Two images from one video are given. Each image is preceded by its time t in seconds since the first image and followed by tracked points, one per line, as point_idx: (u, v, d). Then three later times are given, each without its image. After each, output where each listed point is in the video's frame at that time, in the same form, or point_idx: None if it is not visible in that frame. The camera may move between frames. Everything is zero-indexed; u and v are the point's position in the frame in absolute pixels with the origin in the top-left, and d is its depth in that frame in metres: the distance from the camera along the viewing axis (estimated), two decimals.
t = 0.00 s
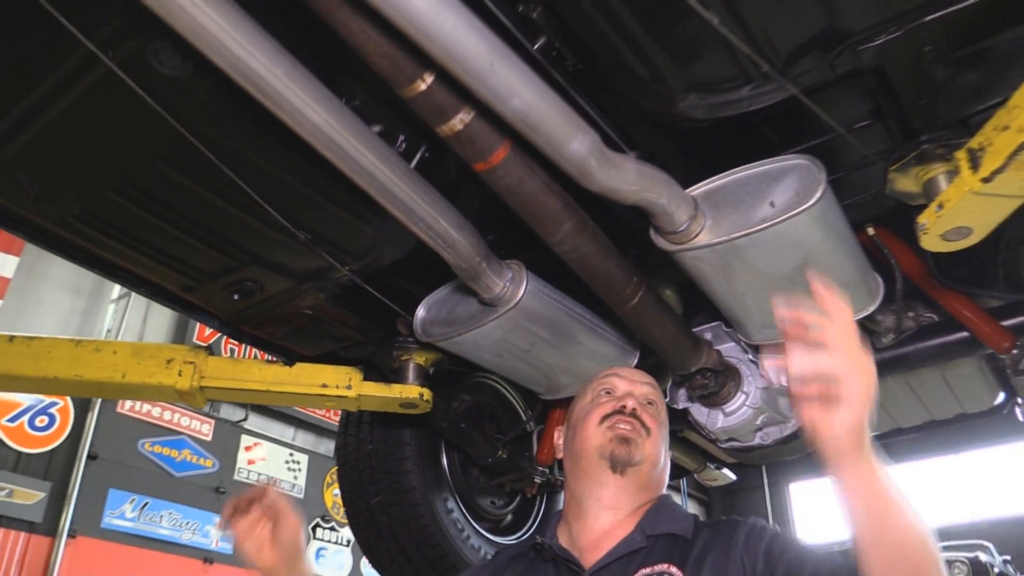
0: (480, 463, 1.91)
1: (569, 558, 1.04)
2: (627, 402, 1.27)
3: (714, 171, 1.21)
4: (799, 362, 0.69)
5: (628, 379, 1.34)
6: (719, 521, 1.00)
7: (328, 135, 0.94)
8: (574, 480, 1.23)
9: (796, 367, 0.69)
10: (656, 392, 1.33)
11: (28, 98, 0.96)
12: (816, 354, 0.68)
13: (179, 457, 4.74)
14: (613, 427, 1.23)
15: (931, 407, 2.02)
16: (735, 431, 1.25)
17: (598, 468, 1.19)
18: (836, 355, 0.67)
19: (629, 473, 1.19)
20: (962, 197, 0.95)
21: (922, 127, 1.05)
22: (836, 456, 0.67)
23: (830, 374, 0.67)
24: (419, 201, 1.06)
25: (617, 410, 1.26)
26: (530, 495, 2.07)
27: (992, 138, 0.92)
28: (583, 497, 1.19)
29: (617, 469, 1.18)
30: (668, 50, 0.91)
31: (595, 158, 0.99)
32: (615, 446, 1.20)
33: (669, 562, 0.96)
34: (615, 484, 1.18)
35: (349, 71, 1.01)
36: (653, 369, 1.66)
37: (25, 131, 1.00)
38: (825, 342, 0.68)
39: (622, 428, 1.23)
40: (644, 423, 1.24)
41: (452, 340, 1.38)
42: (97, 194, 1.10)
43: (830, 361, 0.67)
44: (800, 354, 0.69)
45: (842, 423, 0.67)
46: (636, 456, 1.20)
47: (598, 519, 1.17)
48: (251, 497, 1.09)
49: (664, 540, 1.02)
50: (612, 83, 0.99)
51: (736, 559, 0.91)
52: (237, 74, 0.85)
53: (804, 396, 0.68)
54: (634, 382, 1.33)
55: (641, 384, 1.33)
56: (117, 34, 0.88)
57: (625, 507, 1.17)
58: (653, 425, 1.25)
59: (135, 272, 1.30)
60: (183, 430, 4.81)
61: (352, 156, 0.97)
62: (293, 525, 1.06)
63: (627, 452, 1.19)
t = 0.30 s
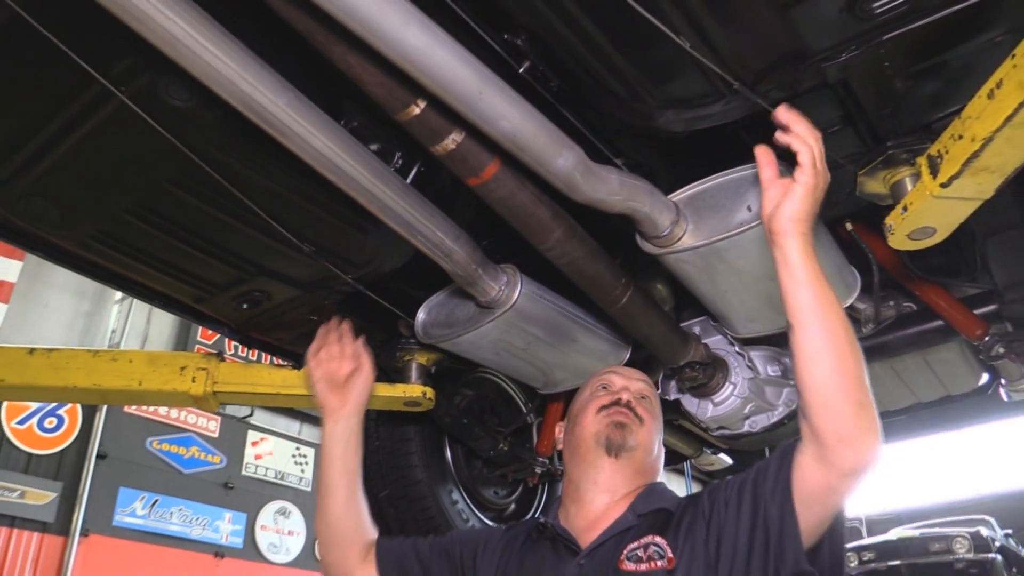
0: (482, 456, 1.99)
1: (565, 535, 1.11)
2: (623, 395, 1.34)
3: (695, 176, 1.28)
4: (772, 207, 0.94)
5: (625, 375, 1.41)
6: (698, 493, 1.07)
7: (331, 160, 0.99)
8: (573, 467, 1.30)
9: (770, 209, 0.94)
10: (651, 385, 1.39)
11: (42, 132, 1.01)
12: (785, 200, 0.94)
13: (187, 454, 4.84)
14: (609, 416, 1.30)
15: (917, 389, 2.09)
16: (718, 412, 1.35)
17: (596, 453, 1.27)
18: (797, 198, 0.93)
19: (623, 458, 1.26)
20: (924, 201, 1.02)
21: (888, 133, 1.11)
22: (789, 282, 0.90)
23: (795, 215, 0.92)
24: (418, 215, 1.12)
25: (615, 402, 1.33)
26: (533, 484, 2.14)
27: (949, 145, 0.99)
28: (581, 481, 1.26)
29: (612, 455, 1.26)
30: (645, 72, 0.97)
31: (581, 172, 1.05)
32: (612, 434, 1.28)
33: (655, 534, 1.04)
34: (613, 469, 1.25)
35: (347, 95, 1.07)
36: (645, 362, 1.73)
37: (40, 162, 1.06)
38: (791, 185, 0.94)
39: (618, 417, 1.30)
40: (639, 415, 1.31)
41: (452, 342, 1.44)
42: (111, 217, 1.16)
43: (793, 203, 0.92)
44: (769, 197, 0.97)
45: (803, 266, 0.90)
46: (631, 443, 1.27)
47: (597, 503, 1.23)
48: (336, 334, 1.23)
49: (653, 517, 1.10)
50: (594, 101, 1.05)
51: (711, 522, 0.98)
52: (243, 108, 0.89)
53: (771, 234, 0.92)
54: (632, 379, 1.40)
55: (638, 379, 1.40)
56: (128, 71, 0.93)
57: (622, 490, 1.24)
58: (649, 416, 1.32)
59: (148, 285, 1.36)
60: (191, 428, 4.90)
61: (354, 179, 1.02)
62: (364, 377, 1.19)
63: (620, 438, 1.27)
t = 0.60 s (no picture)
0: (496, 467, 2.02)
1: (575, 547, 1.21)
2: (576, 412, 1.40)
3: (703, 197, 1.31)
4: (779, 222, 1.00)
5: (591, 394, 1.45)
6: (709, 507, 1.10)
7: (352, 189, 1.02)
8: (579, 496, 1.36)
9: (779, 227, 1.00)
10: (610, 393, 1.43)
11: (70, 166, 1.03)
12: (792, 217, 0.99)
13: (202, 463, 4.89)
14: (566, 439, 1.37)
15: (927, 400, 2.11)
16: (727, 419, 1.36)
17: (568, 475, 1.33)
18: (804, 215, 0.98)
19: (587, 468, 1.31)
20: (927, 223, 1.05)
21: (891, 156, 1.14)
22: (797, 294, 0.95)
23: (802, 231, 0.98)
24: (436, 239, 1.16)
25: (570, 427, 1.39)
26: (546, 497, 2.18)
27: (950, 170, 1.01)
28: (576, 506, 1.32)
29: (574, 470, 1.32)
30: (655, 102, 1.00)
31: (593, 198, 1.09)
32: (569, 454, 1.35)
33: (664, 547, 1.08)
34: (586, 480, 1.30)
35: (366, 125, 1.11)
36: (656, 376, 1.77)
37: (69, 193, 1.07)
38: (798, 203, 1.00)
39: (573, 437, 1.36)
40: (588, 424, 1.36)
41: (468, 358, 1.49)
42: (139, 242, 1.19)
43: (800, 219, 0.98)
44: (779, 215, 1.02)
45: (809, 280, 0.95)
46: (584, 456, 1.33)
47: (592, 515, 1.28)
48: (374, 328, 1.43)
49: (664, 531, 1.13)
50: (605, 128, 1.09)
51: (723, 534, 1.02)
52: (270, 143, 0.92)
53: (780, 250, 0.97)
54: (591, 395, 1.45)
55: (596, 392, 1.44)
56: (158, 105, 0.95)
57: (612, 496, 1.27)
58: (604, 422, 1.35)
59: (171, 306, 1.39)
60: (205, 437, 4.95)
61: (374, 207, 1.05)
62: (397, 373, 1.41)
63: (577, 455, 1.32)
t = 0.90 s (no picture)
0: (499, 491, 2.02)
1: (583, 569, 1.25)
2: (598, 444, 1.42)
3: (713, 227, 1.33)
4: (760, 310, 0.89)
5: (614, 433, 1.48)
6: (720, 540, 1.11)
7: (370, 215, 1.03)
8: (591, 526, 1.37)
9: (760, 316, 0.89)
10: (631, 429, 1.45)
11: (93, 187, 1.04)
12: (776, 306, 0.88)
13: (196, 477, 4.86)
14: (585, 469, 1.39)
15: (926, 431, 2.12)
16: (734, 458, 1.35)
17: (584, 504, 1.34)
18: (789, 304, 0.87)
19: (602, 496, 1.32)
20: (937, 260, 1.06)
21: (901, 193, 1.16)
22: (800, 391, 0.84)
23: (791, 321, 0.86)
24: (451, 266, 1.17)
25: (590, 458, 1.41)
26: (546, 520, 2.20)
27: (960, 209, 1.03)
28: (588, 535, 1.32)
29: (590, 496, 1.33)
30: (673, 137, 1.02)
31: (608, 229, 1.10)
32: (587, 482, 1.36)
33: None
34: (601, 507, 1.31)
35: (385, 152, 1.13)
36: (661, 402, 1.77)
37: (90, 214, 1.08)
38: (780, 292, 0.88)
39: (592, 467, 1.39)
40: (606, 455, 1.38)
41: (476, 383, 1.49)
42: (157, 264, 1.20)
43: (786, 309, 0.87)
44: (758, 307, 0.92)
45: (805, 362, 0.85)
46: (604, 484, 1.34)
47: (604, 543, 1.28)
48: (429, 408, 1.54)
49: (671, 560, 1.14)
50: (621, 160, 1.11)
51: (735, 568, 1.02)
52: (295, 170, 0.93)
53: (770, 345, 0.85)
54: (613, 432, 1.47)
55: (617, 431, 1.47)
56: (183, 131, 0.96)
57: (626, 523, 1.28)
58: (624, 454, 1.37)
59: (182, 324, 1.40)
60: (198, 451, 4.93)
61: (391, 234, 1.07)
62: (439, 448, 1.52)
63: (594, 482, 1.34)
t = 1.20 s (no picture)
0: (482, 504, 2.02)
1: None
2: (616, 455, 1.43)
3: (696, 240, 1.36)
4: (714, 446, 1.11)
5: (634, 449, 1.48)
6: (723, 557, 1.13)
7: (367, 233, 1.03)
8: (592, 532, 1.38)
9: (719, 448, 1.10)
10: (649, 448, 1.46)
11: (83, 208, 1.02)
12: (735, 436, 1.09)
13: (152, 498, 4.67)
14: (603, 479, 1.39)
15: (892, 431, 2.18)
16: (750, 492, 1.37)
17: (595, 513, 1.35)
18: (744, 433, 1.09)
19: (617, 509, 1.32)
20: (916, 269, 1.10)
21: (878, 205, 1.21)
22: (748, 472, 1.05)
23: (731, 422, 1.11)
24: (445, 283, 1.18)
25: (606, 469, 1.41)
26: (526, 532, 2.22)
27: (938, 220, 1.08)
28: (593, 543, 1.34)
29: (602, 506, 1.34)
30: (665, 154, 1.05)
31: (601, 244, 1.12)
32: (604, 491, 1.37)
33: None
34: (610, 517, 1.32)
35: (377, 169, 1.13)
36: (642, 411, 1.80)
37: (77, 235, 1.06)
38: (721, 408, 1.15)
39: (611, 478, 1.39)
40: (627, 470, 1.38)
41: (463, 397, 1.50)
42: (144, 284, 1.18)
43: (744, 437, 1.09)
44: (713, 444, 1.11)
45: (757, 467, 1.05)
46: (618, 495, 1.34)
47: (607, 554, 1.30)
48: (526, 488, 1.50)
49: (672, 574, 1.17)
50: (612, 176, 1.13)
51: None
52: (295, 190, 0.92)
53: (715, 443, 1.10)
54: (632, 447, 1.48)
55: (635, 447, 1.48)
56: (179, 151, 0.95)
57: (630, 536, 1.29)
58: (646, 472, 1.37)
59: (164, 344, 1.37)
60: (157, 471, 4.74)
61: (387, 251, 1.07)
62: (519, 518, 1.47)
63: (611, 493, 1.35)
